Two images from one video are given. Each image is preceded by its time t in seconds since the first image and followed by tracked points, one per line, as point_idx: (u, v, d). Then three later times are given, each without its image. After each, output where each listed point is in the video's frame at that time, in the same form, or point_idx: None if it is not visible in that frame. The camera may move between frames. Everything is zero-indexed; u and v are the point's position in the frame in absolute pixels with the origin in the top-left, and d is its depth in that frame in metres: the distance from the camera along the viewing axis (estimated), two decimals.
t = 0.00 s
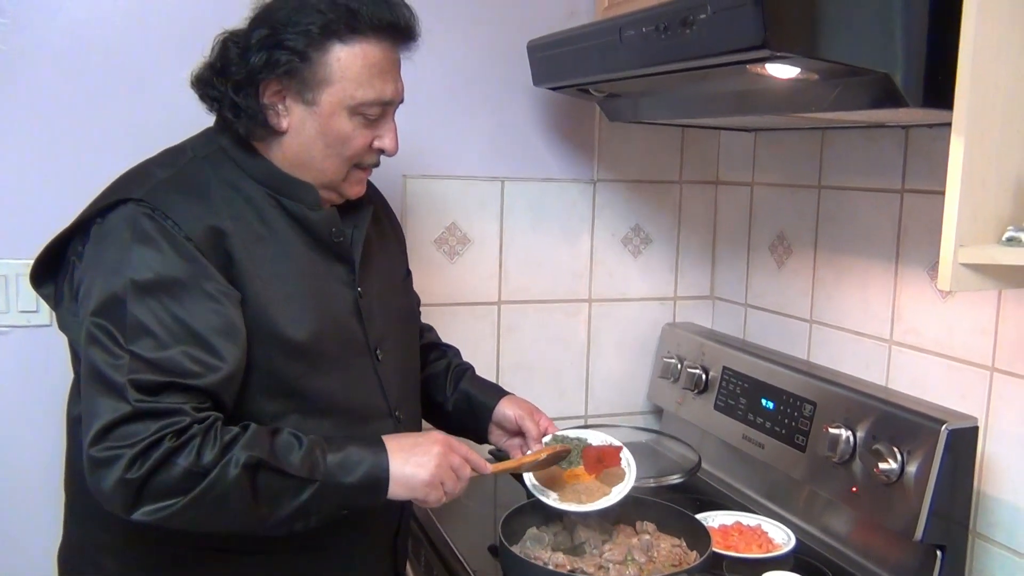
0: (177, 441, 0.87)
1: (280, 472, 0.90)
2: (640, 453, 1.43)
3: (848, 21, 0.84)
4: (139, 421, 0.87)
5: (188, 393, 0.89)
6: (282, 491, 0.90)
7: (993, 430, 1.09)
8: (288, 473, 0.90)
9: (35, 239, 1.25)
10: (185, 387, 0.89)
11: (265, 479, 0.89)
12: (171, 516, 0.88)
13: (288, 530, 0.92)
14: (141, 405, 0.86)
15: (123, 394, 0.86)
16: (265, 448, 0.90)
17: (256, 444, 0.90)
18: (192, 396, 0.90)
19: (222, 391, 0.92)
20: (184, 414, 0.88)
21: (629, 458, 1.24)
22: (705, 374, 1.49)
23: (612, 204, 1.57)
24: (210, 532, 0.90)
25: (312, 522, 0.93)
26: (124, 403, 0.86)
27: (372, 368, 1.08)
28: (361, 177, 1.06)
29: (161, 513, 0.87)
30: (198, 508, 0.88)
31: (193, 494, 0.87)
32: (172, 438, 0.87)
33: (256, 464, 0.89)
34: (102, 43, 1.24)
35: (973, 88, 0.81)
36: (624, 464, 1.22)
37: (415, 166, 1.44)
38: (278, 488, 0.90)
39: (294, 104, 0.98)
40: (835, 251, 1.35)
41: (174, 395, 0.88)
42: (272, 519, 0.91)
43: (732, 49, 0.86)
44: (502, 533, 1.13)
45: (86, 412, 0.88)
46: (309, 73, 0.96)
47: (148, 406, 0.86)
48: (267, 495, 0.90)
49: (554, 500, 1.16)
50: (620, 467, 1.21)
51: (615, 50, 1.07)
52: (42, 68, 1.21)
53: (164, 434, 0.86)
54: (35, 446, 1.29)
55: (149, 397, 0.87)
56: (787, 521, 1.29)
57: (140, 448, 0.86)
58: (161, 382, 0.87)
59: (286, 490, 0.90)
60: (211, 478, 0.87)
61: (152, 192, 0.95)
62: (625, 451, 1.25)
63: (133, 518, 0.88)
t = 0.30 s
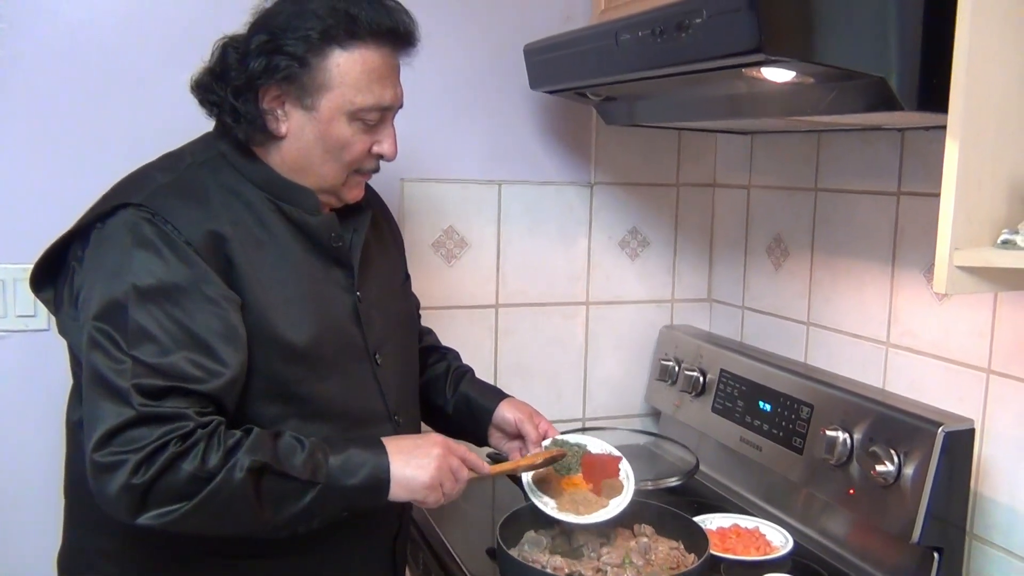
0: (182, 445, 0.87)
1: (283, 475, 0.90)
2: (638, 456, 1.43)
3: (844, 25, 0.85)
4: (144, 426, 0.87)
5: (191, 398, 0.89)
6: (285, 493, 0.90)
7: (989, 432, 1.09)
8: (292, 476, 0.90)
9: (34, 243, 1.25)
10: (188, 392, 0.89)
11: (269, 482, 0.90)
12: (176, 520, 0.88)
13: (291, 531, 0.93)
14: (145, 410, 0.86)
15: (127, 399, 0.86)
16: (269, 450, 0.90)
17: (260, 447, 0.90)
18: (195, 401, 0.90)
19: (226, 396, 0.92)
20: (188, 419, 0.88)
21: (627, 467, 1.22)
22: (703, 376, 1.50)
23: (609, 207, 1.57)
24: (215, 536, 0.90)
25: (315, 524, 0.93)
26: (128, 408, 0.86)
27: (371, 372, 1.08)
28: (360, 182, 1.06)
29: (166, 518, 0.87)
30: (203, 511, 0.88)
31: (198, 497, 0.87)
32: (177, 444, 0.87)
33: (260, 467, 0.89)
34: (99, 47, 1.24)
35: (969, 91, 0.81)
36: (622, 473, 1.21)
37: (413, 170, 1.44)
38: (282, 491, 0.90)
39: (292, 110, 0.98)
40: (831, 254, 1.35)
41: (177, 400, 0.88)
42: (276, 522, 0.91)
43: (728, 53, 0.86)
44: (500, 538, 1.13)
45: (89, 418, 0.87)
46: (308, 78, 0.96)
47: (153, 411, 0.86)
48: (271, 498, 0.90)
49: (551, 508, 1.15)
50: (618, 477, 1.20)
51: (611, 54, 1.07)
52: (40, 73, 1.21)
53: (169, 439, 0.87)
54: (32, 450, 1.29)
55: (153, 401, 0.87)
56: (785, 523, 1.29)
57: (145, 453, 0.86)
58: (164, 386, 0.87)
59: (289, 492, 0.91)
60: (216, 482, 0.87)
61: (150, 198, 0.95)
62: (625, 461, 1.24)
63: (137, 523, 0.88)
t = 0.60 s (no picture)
0: (203, 446, 0.87)
1: (301, 474, 0.91)
2: (635, 459, 1.44)
3: (838, 32, 0.86)
4: (165, 428, 0.87)
5: (208, 400, 0.90)
6: (303, 493, 0.91)
7: (984, 433, 1.10)
8: (310, 475, 0.91)
9: (33, 248, 1.25)
10: (205, 393, 0.90)
11: (287, 481, 0.91)
12: (197, 521, 0.88)
13: (307, 533, 0.93)
14: (164, 412, 0.86)
15: (148, 402, 0.86)
16: (286, 450, 0.91)
17: (276, 446, 0.91)
18: (211, 403, 0.91)
19: (237, 400, 0.93)
20: (207, 421, 0.88)
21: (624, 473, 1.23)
22: (699, 379, 1.50)
23: (606, 210, 1.58)
24: (235, 537, 0.91)
25: (330, 526, 0.94)
26: (147, 411, 0.86)
27: (371, 378, 1.09)
28: (358, 188, 1.07)
29: (187, 519, 0.88)
30: (223, 512, 0.88)
31: (219, 498, 0.88)
32: (198, 445, 0.87)
33: (279, 465, 0.90)
34: (97, 52, 1.24)
35: (961, 98, 0.82)
36: (619, 478, 1.22)
37: (411, 173, 1.45)
38: (300, 490, 0.91)
39: (290, 116, 0.99)
40: (827, 257, 1.36)
41: (196, 401, 0.89)
42: (294, 522, 0.92)
43: (724, 60, 0.87)
44: (496, 542, 1.13)
45: (107, 423, 0.88)
46: (306, 85, 0.97)
47: (173, 413, 0.87)
48: (290, 497, 0.91)
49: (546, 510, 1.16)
50: (614, 482, 1.21)
51: (608, 59, 1.08)
52: (39, 79, 1.22)
53: (190, 441, 0.87)
54: (33, 455, 1.29)
55: (172, 402, 0.88)
56: (782, 525, 1.30)
57: (166, 456, 0.86)
58: (181, 388, 0.88)
59: (307, 492, 0.91)
60: (237, 482, 0.88)
61: (151, 204, 0.95)
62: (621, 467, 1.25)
63: (158, 526, 0.88)
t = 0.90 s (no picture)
0: (209, 456, 0.88)
1: (307, 486, 0.92)
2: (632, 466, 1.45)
3: (830, 46, 0.87)
4: (172, 437, 0.88)
5: (215, 410, 0.91)
6: (309, 505, 0.92)
7: (977, 440, 1.11)
8: (317, 487, 0.92)
9: (36, 257, 1.26)
10: (212, 404, 0.91)
11: (293, 493, 0.91)
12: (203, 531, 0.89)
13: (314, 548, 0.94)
14: (171, 421, 0.88)
15: (155, 411, 0.87)
16: (293, 462, 0.92)
17: (284, 458, 0.92)
18: (218, 413, 0.92)
19: (242, 410, 0.94)
20: (213, 430, 0.90)
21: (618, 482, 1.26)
22: (696, 385, 1.52)
23: (603, 219, 1.59)
24: (241, 548, 0.91)
25: (338, 540, 0.95)
26: (154, 420, 0.88)
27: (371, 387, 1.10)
28: (358, 199, 1.08)
29: (193, 529, 0.89)
30: (229, 522, 0.89)
31: (224, 508, 0.88)
32: (204, 455, 0.88)
33: (285, 477, 0.91)
34: (99, 63, 1.25)
35: (951, 112, 0.83)
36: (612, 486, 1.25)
37: (410, 183, 1.46)
38: (306, 502, 0.92)
39: (292, 129, 1.00)
40: (822, 264, 1.38)
41: (203, 411, 0.90)
42: (300, 534, 0.92)
43: (719, 73, 0.88)
44: (497, 548, 1.14)
45: (114, 433, 0.89)
46: (307, 98, 0.98)
47: (179, 423, 0.88)
48: (297, 509, 0.91)
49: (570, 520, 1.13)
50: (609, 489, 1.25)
51: (604, 71, 1.09)
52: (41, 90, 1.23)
53: (197, 450, 0.88)
54: (35, 463, 1.30)
55: (179, 412, 0.89)
56: (778, 531, 1.31)
57: (172, 465, 0.87)
58: (187, 398, 0.89)
59: (314, 505, 0.92)
60: (243, 492, 0.89)
61: (154, 217, 0.97)
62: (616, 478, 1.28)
63: (163, 536, 0.89)
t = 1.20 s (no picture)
0: (212, 460, 0.89)
1: (309, 492, 0.92)
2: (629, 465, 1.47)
3: (822, 48, 0.88)
4: (176, 442, 0.89)
5: (218, 415, 0.92)
6: (310, 511, 0.92)
7: (971, 437, 1.12)
8: (318, 492, 0.93)
9: (34, 261, 1.27)
10: (215, 409, 0.92)
11: (296, 498, 0.92)
12: (206, 535, 0.89)
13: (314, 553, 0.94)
14: (174, 425, 0.88)
15: (157, 415, 0.88)
16: (295, 468, 0.93)
17: (286, 463, 0.93)
18: (219, 417, 0.92)
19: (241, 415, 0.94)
20: (216, 435, 0.90)
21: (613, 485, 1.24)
22: (692, 385, 1.52)
23: (599, 220, 1.60)
24: (243, 553, 0.92)
25: (337, 546, 0.95)
26: (157, 424, 0.88)
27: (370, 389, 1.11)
28: (355, 202, 1.09)
29: (196, 533, 0.89)
30: (231, 527, 0.90)
31: (227, 512, 0.89)
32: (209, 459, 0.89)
33: (287, 483, 0.91)
34: (97, 68, 1.26)
35: (942, 113, 0.84)
36: (606, 488, 1.23)
37: (406, 185, 1.47)
38: (308, 508, 0.92)
39: (289, 132, 1.01)
40: (816, 264, 1.38)
41: (207, 416, 0.91)
42: (300, 540, 0.93)
43: (713, 75, 0.89)
44: (494, 548, 1.15)
45: (116, 436, 0.89)
46: (304, 102, 0.99)
47: (183, 427, 0.89)
48: (298, 514, 0.92)
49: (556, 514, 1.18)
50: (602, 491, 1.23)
51: (598, 73, 1.10)
52: (38, 95, 1.24)
53: (200, 454, 0.89)
54: (35, 466, 1.30)
55: (182, 416, 0.90)
56: (774, 529, 1.32)
57: (176, 469, 0.88)
58: (189, 402, 0.90)
59: (315, 511, 0.93)
60: (246, 496, 0.89)
61: (153, 221, 0.97)
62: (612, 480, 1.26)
63: (166, 540, 0.90)
